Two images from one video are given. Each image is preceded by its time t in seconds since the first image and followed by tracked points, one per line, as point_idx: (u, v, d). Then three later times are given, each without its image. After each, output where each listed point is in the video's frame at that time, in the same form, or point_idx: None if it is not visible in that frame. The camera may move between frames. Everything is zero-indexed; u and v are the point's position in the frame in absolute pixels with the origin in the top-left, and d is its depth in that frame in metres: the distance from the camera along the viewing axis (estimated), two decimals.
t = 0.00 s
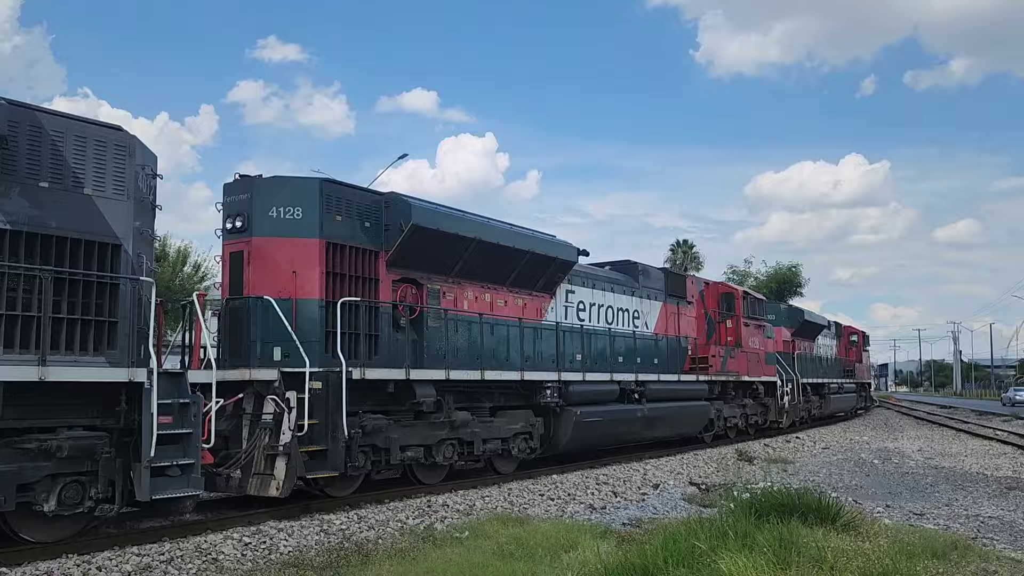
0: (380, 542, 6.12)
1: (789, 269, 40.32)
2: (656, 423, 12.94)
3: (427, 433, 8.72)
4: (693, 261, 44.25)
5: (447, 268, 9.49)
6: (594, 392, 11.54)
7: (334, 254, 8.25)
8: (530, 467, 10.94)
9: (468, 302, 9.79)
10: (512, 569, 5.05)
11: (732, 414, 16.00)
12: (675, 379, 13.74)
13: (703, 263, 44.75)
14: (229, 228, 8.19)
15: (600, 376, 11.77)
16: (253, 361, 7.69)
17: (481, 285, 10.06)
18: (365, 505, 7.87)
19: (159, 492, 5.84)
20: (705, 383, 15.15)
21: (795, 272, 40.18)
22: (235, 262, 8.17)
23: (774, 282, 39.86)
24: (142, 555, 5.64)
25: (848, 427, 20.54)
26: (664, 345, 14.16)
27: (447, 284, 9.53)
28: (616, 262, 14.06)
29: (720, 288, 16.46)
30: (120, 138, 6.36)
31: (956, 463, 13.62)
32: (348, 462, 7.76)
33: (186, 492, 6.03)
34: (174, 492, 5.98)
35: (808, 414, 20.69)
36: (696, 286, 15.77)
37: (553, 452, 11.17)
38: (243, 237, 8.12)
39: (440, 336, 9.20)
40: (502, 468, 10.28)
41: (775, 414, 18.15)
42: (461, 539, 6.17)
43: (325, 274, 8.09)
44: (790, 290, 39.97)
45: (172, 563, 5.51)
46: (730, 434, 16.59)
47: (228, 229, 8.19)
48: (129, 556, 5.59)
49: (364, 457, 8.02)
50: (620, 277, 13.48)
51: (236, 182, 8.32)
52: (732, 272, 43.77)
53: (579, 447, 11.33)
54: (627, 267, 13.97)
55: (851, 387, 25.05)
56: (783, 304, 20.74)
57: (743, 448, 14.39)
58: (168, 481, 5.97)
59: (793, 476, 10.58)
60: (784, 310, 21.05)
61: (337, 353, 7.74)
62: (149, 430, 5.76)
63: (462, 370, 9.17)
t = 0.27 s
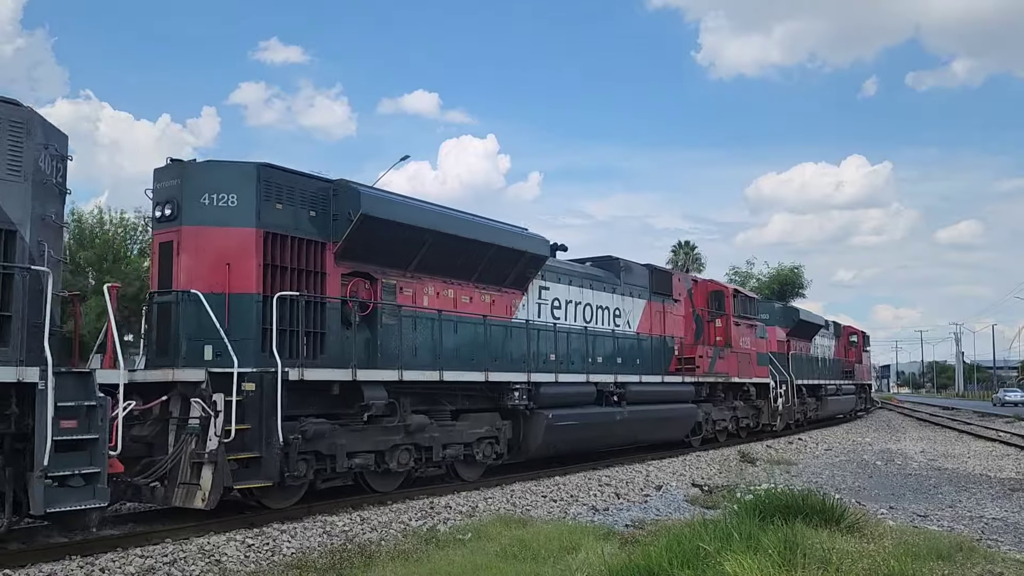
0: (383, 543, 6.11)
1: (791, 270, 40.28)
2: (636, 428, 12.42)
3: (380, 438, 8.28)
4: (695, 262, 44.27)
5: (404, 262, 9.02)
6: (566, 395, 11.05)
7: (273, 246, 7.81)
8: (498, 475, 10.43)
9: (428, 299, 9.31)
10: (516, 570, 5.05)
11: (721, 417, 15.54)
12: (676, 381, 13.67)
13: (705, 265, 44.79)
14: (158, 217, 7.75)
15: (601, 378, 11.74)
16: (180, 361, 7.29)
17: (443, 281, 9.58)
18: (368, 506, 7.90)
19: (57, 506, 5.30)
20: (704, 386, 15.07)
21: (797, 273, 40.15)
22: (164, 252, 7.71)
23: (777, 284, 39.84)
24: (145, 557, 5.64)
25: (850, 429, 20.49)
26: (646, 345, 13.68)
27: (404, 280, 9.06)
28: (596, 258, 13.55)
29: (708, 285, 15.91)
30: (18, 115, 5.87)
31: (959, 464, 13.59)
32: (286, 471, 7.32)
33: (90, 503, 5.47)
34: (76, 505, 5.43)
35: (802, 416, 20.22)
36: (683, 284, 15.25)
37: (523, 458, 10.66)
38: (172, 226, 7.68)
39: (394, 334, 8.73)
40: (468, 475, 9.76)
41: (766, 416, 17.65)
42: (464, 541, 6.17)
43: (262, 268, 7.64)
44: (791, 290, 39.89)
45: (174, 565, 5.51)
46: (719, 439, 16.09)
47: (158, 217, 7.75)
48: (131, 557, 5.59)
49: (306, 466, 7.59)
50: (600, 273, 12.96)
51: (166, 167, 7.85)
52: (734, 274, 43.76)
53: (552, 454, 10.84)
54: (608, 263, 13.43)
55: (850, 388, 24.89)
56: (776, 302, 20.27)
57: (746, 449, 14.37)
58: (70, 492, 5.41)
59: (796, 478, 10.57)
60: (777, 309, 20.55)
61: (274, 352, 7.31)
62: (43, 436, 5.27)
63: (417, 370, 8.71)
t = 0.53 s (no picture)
0: (384, 544, 6.11)
1: (792, 271, 40.27)
2: (612, 431, 11.79)
3: (322, 444, 7.60)
4: (695, 263, 44.29)
5: (353, 254, 8.38)
6: (536, 396, 10.38)
7: (200, 235, 7.11)
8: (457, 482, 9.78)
9: (380, 294, 8.68)
10: (516, 572, 5.04)
11: (708, 420, 14.96)
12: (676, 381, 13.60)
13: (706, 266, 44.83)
14: (72, 202, 7.07)
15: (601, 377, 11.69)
16: (88, 359, 6.54)
17: (398, 275, 8.94)
18: (369, 507, 7.89)
19: None
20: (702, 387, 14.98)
21: (798, 274, 40.16)
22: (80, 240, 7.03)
23: (777, 284, 39.83)
24: (146, 558, 5.63)
25: (851, 430, 20.42)
26: (628, 344, 13.03)
27: (354, 273, 8.43)
28: (574, 253, 12.88)
29: (696, 282, 15.28)
30: None
31: (961, 465, 13.58)
32: (212, 481, 6.64)
33: None
34: None
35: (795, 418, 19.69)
36: (669, 281, 14.62)
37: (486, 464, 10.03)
38: (88, 212, 7.00)
39: (342, 332, 8.03)
40: (423, 482, 9.11)
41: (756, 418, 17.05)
42: (465, 542, 6.16)
43: (185, 258, 6.92)
44: (792, 291, 39.92)
45: (176, 566, 5.50)
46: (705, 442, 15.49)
47: (72, 203, 7.09)
48: (133, 559, 5.59)
49: (235, 475, 6.91)
50: (576, 268, 12.30)
51: (83, 148, 7.17)
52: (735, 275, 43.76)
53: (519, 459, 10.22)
54: (585, 259, 12.78)
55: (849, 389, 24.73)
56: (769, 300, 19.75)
57: (747, 450, 14.36)
58: None
59: (798, 479, 10.56)
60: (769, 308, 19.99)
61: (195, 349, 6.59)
62: None
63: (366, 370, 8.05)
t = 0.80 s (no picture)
0: (385, 545, 6.10)
1: (792, 271, 40.27)
2: (613, 432, 11.78)
3: (252, 451, 6.96)
4: (695, 263, 44.28)
5: (293, 245, 7.75)
6: (498, 396, 9.74)
7: (110, 223, 6.44)
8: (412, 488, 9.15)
9: (325, 288, 8.06)
10: (517, 572, 5.03)
11: (693, 422, 14.29)
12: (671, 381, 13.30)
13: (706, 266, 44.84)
14: None
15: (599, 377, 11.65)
16: None
17: (346, 267, 8.30)
18: (369, 508, 7.90)
19: None
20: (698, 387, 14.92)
21: (798, 274, 40.15)
22: None
23: (778, 284, 39.83)
24: (147, 559, 5.63)
25: (851, 430, 20.40)
26: (607, 342, 12.30)
27: (293, 266, 7.80)
28: (550, 245, 12.19)
29: (682, 277, 14.56)
30: None
31: (962, 465, 13.57)
32: (117, 492, 6.00)
33: None
34: None
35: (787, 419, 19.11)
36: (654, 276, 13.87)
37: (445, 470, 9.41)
38: None
39: (276, 329, 7.39)
40: (374, 489, 8.47)
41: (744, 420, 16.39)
42: (465, 542, 6.15)
43: (90, 247, 6.23)
44: (792, 291, 39.93)
45: (176, 567, 5.50)
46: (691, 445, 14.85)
47: None
48: (133, 560, 5.58)
49: (148, 486, 6.32)
50: (550, 261, 11.61)
51: None
52: (735, 275, 43.75)
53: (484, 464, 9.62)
54: (561, 252, 12.04)
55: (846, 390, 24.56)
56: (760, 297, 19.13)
57: (747, 450, 14.37)
58: None
59: (798, 479, 10.55)
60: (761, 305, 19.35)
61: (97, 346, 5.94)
62: None
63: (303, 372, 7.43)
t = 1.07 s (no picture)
0: (384, 545, 6.10)
1: (791, 271, 40.29)
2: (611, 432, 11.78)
3: (165, 459, 6.27)
4: (695, 263, 44.28)
5: (219, 234, 7.17)
6: (459, 397, 9.14)
7: None
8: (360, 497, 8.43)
9: (256, 282, 7.46)
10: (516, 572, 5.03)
11: (675, 424, 13.77)
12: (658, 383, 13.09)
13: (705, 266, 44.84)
14: None
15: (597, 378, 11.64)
16: None
17: (281, 259, 7.72)
18: (368, 508, 7.90)
19: None
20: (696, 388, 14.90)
21: (798, 274, 40.17)
22: None
23: (777, 284, 39.83)
24: (145, 560, 5.62)
25: (850, 430, 20.42)
26: (580, 339, 11.76)
27: (220, 257, 7.22)
28: (519, 239, 11.73)
29: (662, 273, 14.15)
30: None
31: (961, 465, 13.58)
32: None
33: None
34: None
35: (777, 420, 18.66)
36: (631, 272, 13.44)
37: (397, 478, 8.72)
38: None
39: (199, 324, 6.76)
40: (314, 500, 7.73)
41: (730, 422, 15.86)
42: (464, 543, 6.15)
43: None
44: (792, 291, 39.92)
45: (175, 568, 5.49)
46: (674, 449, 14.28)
47: None
48: (132, 560, 5.57)
49: (39, 497, 5.62)
50: (516, 255, 11.13)
51: None
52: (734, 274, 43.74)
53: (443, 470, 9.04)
54: (530, 246, 11.67)
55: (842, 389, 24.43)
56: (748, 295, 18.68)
57: (746, 451, 14.38)
58: None
59: (797, 479, 10.55)
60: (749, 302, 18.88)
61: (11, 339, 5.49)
62: None
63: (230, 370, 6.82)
